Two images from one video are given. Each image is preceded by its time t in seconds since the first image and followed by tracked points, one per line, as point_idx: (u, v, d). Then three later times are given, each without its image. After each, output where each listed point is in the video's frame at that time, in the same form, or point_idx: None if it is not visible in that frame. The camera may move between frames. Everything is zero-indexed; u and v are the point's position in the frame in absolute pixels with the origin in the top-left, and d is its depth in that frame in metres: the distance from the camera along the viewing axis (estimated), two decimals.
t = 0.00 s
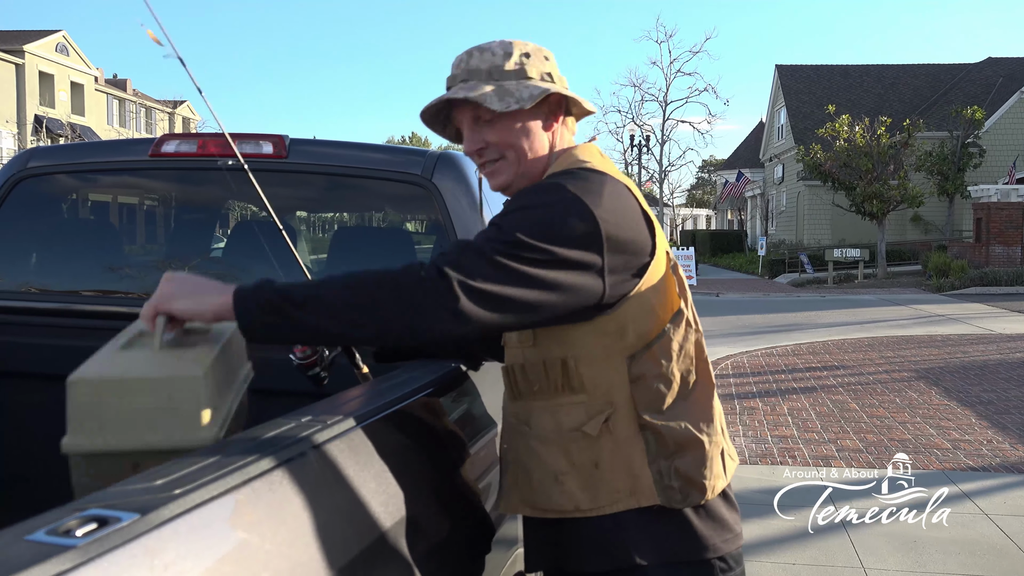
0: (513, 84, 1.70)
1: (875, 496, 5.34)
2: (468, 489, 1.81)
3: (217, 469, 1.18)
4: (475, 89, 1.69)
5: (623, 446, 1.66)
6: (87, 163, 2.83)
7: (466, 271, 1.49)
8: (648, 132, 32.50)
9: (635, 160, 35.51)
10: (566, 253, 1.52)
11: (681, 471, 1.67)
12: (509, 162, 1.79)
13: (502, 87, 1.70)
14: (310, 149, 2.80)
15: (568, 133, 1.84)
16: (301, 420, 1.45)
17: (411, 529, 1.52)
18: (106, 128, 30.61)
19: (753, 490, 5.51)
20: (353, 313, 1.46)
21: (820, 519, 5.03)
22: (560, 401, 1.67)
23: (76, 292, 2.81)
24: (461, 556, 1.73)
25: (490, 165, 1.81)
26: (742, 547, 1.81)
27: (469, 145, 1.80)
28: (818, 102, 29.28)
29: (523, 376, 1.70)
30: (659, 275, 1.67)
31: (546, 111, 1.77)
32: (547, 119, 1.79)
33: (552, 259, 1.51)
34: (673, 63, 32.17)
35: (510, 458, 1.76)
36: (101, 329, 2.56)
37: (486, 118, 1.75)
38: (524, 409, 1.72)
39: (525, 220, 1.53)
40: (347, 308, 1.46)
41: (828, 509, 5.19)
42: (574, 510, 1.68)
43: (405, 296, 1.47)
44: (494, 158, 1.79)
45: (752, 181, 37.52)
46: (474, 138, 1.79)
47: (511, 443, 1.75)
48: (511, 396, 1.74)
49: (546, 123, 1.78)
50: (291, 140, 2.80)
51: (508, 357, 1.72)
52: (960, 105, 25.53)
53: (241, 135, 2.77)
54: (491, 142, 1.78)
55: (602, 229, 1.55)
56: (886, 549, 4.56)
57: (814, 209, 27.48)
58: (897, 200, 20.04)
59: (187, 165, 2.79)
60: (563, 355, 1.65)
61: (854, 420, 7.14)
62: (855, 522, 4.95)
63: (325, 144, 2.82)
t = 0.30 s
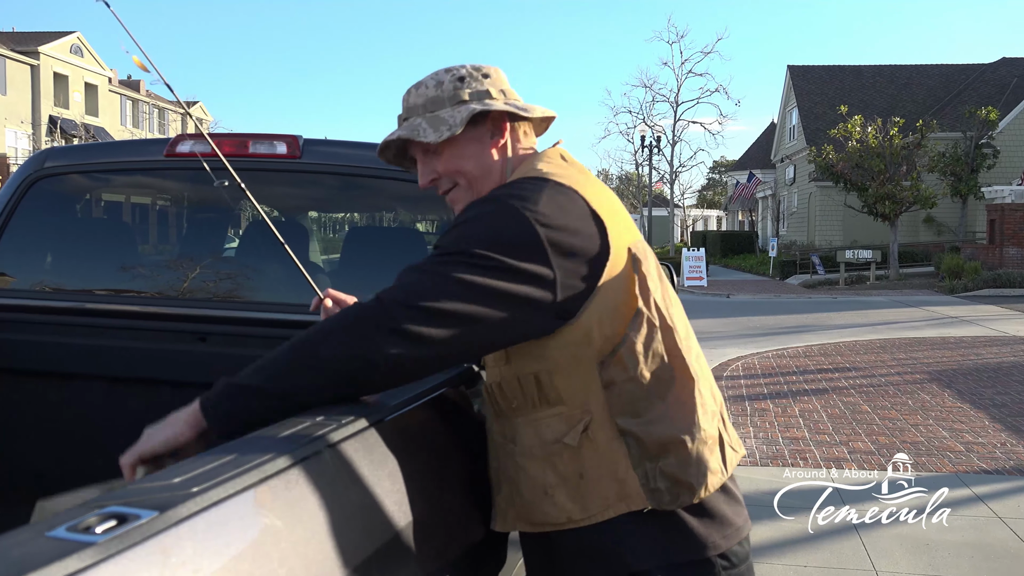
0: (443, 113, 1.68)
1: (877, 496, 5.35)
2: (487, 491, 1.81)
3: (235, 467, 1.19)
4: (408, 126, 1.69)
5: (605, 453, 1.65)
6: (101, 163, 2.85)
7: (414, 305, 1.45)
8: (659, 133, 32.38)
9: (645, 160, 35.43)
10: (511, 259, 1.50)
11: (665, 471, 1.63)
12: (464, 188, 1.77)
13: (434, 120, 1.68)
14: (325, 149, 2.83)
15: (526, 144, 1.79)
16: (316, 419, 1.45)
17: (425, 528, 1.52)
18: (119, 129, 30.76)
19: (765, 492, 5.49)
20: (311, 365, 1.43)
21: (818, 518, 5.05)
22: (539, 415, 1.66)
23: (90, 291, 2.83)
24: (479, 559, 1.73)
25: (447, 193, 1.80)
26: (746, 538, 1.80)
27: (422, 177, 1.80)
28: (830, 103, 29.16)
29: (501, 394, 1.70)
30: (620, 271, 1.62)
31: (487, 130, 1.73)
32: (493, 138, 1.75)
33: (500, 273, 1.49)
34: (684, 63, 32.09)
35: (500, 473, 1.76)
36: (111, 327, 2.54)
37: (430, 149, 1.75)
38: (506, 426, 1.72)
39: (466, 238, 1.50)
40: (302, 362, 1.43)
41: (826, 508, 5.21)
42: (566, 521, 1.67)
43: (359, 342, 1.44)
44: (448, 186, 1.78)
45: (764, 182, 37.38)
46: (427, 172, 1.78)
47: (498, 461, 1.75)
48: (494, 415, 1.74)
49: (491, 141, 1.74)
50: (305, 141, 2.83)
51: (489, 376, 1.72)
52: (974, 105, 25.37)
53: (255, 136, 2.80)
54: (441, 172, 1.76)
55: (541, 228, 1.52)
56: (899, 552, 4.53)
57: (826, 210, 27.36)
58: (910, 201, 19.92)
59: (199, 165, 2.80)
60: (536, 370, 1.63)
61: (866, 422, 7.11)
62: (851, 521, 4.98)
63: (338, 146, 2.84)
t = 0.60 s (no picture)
0: (414, 126, 1.74)
1: (878, 497, 5.37)
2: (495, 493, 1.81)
3: (247, 469, 1.19)
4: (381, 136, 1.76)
5: (569, 464, 1.65)
6: (110, 165, 2.85)
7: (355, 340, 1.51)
8: (666, 135, 32.31)
9: (653, 162, 35.35)
10: (442, 275, 1.52)
11: (627, 480, 1.63)
12: (436, 200, 1.83)
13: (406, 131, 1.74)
14: (333, 150, 2.82)
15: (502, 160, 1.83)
16: (327, 421, 1.45)
17: (434, 530, 1.52)
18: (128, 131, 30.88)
19: (774, 495, 5.47)
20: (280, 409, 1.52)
21: (819, 518, 5.07)
22: (507, 428, 1.67)
23: (99, 292, 2.84)
24: (486, 561, 1.75)
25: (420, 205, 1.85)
26: (739, 536, 1.79)
27: (397, 190, 1.86)
28: (839, 104, 29.05)
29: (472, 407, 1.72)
30: (569, 264, 1.61)
31: (459, 143, 1.79)
32: (465, 152, 1.80)
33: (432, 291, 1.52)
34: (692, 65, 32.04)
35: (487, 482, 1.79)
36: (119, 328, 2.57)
37: (406, 162, 1.81)
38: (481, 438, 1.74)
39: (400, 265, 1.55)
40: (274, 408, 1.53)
41: (827, 509, 5.23)
42: (544, 530, 1.70)
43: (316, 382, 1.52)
44: (422, 199, 1.84)
45: (772, 183, 37.26)
46: (401, 185, 1.84)
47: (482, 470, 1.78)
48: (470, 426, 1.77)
49: (463, 154, 1.80)
50: (315, 142, 2.84)
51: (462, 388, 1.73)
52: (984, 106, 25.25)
53: (266, 138, 2.83)
54: (413, 184, 1.82)
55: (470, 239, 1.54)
56: (908, 554, 4.51)
57: (835, 211, 27.26)
58: (919, 203, 19.81)
59: (209, 167, 2.81)
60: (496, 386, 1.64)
61: (876, 424, 7.08)
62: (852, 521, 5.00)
63: (348, 146, 2.84)
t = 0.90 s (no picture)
0: (425, 122, 1.74)
1: (880, 498, 5.38)
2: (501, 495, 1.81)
3: (252, 471, 1.19)
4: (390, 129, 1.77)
5: (567, 465, 1.64)
6: (115, 168, 2.86)
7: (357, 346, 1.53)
8: (670, 136, 32.30)
9: (658, 164, 35.31)
10: (442, 279, 1.54)
11: (626, 482, 1.62)
12: (441, 197, 1.83)
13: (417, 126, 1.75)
14: (338, 153, 2.83)
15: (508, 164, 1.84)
16: (332, 423, 1.46)
17: (440, 533, 1.52)
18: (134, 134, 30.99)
19: (778, 497, 5.46)
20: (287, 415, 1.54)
21: (818, 518, 5.12)
22: (506, 428, 1.67)
23: (105, 294, 2.85)
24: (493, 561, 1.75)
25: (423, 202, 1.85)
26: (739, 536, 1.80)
27: (401, 185, 1.85)
28: (844, 106, 29.03)
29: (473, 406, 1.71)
30: (568, 267, 1.60)
31: (467, 143, 1.80)
32: (473, 154, 1.81)
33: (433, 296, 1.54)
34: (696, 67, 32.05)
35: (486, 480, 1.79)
36: (124, 330, 2.57)
37: (413, 158, 1.81)
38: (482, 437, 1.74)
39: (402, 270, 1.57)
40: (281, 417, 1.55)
41: (828, 509, 5.26)
42: (541, 530, 1.71)
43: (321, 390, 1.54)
44: (426, 195, 1.84)
45: (777, 185, 37.21)
46: (405, 181, 1.84)
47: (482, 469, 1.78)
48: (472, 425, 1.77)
49: (471, 155, 1.81)
50: (320, 145, 2.84)
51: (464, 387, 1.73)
52: (989, 107, 25.21)
53: (271, 140, 2.84)
54: (419, 180, 1.82)
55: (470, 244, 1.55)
56: (913, 557, 4.51)
57: (840, 213, 27.22)
58: (925, 205, 19.76)
59: (214, 170, 2.83)
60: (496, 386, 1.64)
61: (881, 427, 7.07)
62: (852, 520, 5.04)
63: (352, 149, 2.85)
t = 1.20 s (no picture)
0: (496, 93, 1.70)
1: (880, 500, 5.39)
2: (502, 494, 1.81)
3: (252, 473, 1.20)
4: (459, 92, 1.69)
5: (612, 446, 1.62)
6: (116, 171, 2.88)
7: (433, 303, 1.48)
8: (671, 138, 32.29)
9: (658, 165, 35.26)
10: (522, 247, 1.47)
11: (671, 467, 1.61)
12: (497, 173, 1.75)
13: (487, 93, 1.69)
14: (339, 156, 2.84)
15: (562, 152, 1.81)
16: (332, 425, 1.46)
17: (440, 534, 1.52)
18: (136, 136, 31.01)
19: (779, 500, 5.45)
20: (350, 364, 1.50)
21: (818, 518, 5.14)
22: (547, 404, 1.63)
23: (106, 297, 2.85)
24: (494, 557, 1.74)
25: (479, 174, 1.76)
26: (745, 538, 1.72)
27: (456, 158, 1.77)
28: (844, 108, 29.04)
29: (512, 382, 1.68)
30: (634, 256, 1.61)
31: (531, 123, 1.76)
32: (535, 134, 1.77)
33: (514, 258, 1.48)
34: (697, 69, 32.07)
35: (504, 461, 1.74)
36: (127, 332, 2.58)
37: (475, 129, 1.73)
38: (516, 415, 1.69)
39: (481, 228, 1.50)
40: (338, 363, 1.50)
41: (828, 509, 5.29)
42: (567, 513, 1.64)
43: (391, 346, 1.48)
44: (482, 170, 1.75)
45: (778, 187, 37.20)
46: (464, 150, 1.75)
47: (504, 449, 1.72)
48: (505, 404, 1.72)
49: (532, 135, 1.77)
50: (320, 148, 2.84)
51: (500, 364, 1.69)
52: (990, 109, 25.22)
53: (271, 142, 2.83)
54: (481, 150, 1.74)
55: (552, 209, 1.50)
56: (914, 559, 4.50)
57: (841, 215, 27.23)
58: (925, 207, 19.74)
59: (214, 173, 2.83)
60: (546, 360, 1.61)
61: (882, 429, 7.07)
62: (853, 520, 5.07)
63: (353, 151, 2.86)
